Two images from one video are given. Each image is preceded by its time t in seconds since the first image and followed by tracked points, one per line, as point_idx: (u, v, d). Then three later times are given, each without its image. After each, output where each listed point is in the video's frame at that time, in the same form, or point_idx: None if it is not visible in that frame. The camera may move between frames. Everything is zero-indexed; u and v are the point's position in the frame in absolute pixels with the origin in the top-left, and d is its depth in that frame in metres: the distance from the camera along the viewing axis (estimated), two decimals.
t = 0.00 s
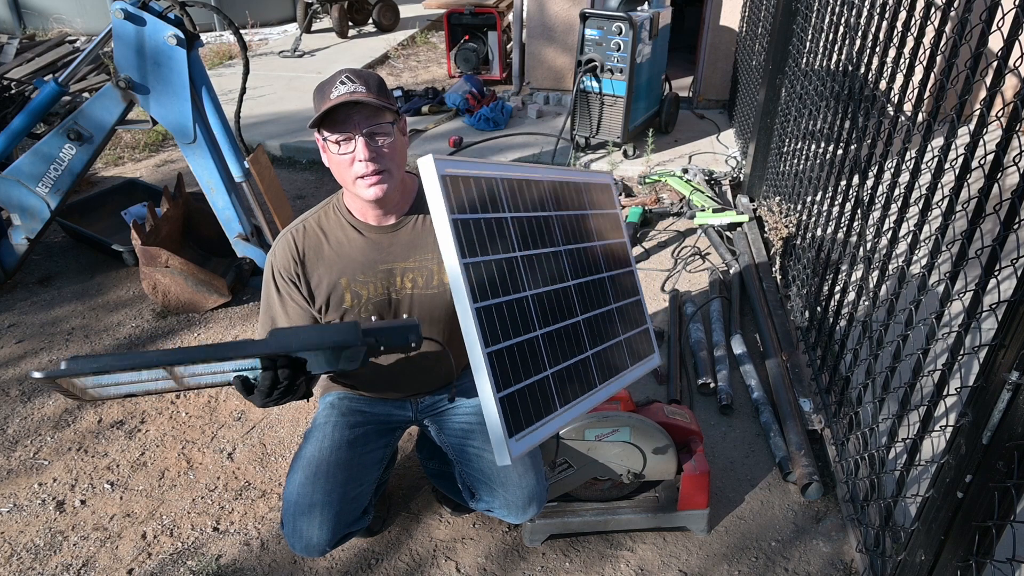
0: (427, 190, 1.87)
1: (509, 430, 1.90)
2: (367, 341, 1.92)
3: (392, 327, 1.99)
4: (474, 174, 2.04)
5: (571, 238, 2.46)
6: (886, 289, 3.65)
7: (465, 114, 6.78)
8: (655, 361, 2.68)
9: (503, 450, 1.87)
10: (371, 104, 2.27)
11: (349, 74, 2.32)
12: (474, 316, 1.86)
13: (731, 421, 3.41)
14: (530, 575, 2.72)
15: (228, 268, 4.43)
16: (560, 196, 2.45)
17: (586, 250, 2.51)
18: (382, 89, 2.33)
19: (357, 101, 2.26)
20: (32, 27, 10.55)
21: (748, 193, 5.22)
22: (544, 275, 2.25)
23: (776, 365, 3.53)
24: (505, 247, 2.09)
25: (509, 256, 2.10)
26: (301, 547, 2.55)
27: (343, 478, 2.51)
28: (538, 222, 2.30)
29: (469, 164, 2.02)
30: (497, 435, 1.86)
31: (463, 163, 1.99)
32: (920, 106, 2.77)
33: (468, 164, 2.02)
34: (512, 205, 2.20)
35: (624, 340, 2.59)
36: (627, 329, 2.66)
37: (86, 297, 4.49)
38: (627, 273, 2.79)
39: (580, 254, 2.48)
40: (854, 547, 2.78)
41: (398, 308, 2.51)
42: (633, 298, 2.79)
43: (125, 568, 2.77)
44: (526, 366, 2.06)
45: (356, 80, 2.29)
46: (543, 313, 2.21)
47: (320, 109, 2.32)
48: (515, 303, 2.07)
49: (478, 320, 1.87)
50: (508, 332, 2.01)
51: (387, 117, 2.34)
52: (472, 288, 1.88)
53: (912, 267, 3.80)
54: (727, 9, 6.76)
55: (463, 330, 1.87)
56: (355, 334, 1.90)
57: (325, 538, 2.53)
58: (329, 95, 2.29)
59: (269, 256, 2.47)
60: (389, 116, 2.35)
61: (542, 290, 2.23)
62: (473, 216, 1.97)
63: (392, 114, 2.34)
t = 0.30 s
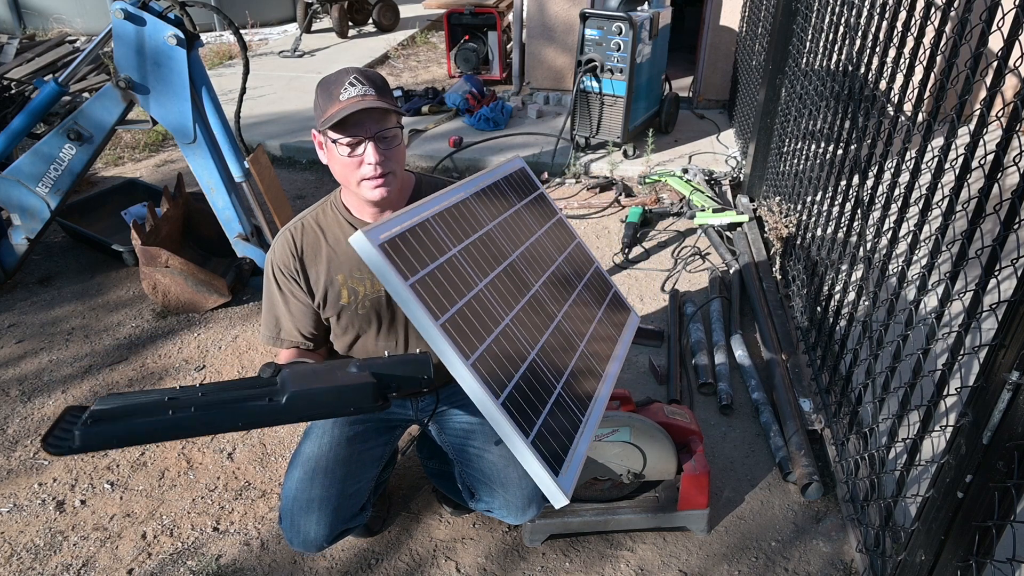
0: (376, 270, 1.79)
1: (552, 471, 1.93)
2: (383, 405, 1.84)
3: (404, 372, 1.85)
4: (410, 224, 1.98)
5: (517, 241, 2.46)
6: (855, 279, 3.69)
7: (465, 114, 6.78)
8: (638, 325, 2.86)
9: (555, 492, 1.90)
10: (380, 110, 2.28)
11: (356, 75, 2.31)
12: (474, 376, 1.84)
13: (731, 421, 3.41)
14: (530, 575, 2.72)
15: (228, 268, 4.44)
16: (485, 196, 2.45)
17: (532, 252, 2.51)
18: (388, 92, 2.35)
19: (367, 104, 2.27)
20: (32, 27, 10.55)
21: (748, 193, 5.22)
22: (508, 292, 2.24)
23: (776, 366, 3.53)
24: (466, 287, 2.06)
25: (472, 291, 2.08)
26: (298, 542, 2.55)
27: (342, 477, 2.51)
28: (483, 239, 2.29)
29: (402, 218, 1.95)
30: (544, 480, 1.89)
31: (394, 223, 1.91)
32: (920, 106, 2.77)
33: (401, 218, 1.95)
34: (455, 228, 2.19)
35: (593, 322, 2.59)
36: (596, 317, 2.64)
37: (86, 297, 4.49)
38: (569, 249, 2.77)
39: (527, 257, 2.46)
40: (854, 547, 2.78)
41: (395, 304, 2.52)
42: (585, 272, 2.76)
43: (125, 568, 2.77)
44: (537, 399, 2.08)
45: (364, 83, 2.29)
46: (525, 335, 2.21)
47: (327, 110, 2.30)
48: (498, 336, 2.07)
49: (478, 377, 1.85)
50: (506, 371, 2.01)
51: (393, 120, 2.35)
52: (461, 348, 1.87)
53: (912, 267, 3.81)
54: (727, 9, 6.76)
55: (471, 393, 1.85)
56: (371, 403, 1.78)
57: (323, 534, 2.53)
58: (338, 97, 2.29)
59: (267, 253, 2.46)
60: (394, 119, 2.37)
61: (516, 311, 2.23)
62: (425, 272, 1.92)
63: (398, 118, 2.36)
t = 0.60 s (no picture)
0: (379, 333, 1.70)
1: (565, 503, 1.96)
2: (390, 408, 1.80)
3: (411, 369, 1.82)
4: (402, 266, 1.88)
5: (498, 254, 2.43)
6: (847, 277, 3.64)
7: (465, 114, 6.78)
8: (608, 322, 2.91)
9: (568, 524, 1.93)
10: (375, 114, 2.28)
11: (351, 78, 2.31)
12: (483, 421, 1.82)
13: (731, 421, 3.41)
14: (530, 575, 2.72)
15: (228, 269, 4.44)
16: (467, 205, 2.39)
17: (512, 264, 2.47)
18: (383, 95, 2.35)
19: (362, 107, 2.27)
20: (32, 27, 10.55)
21: (748, 193, 5.21)
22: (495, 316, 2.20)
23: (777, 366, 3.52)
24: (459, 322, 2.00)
25: (466, 327, 2.03)
26: (300, 544, 2.57)
27: (342, 478, 2.51)
28: (470, 259, 2.23)
29: (393, 260, 1.86)
30: (558, 514, 1.91)
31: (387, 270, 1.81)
32: (920, 106, 2.77)
33: (393, 260, 1.86)
34: (446, 250, 2.13)
35: (569, 334, 2.57)
36: (569, 325, 2.62)
37: (86, 297, 4.49)
38: (538, 247, 2.76)
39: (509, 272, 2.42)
40: (854, 547, 2.78)
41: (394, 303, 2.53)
42: (555, 273, 2.74)
43: (125, 568, 2.77)
44: (540, 429, 2.07)
45: (359, 86, 2.29)
46: (518, 359, 2.19)
47: (323, 113, 2.30)
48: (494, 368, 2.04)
49: (487, 424, 1.84)
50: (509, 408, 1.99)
51: (388, 123, 2.35)
52: (466, 394, 1.83)
53: (912, 267, 3.81)
54: (727, 9, 6.76)
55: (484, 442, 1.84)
56: (376, 406, 1.77)
57: (325, 535, 2.54)
58: (333, 100, 2.29)
59: (266, 254, 2.46)
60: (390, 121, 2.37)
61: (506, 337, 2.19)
62: (422, 317, 1.85)
63: (393, 121, 2.35)
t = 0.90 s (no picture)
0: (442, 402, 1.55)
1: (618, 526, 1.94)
2: (359, 436, 1.75)
3: (386, 397, 1.76)
4: (443, 316, 1.73)
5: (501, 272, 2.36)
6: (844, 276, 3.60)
7: (465, 114, 6.78)
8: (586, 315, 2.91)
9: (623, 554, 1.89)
10: (374, 122, 2.27)
11: (352, 83, 2.31)
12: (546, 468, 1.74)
13: (731, 421, 3.41)
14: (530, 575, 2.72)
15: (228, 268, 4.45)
16: (466, 220, 2.30)
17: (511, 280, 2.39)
18: (384, 101, 2.33)
19: (361, 114, 2.26)
20: (32, 27, 10.55)
21: (748, 193, 5.21)
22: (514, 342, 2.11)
23: (777, 366, 3.52)
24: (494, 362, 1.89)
25: (500, 366, 1.92)
26: (301, 546, 2.57)
27: (342, 478, 2.51)
28: (484, 285, 2.14)
29: (430, 308, 1.71)
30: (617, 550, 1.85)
31: (429, 322, 1.66)
32: (920, 106, 2.77)
33: (430, 306, 1.72)
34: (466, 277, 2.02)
35: (566, 351, 2.50)
36: (563, 338, 2.55)
37: (86, 297, 4.49)
38: (520, 250, 2.70)
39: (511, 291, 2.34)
40: (854, 547, 2.78)
41: (391, 306, 2.52)
42: (538, 277, 2.69)
43: (125, 568, 2.77)
44: (578, 458, 2.03)
45: (359, 92, 2.28)
46: (541, 388, 2.11)
47: (323, 119, 2.30)
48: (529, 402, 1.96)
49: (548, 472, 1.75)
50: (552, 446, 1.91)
51: (389, 131, 2.33)
52: (525, 443, 1.74)
53: (913, 268, 3.84)
54: (727, 8, 6.76)
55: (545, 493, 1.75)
56: (344, 435, 1.71)
57: (324, 538, 2.54)
58: (333, 106, 2.29)
59: (264, 251, 2.47)
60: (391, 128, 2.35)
61: (527, 366, 2.10)
62: (469, 367, 1.72)
63: (394, 129, 2.33)
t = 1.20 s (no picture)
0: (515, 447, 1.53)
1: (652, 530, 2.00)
2: (340, 447, 1.77)
3: (369, 407, 1.79)
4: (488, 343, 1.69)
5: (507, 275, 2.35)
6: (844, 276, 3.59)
7: (465, 114, 6.78)
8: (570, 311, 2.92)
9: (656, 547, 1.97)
10: (373, 129, 2.25)
11: (352, 87, 2.30)
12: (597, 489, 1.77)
13: (730, 421, 3.41)
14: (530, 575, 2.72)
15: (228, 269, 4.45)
16: (471, 224, 2.29)
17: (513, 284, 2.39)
18: (385, 106, 2.32)
19: (361, 119, 2.26)
20: (32, 27, 10.55)
21: (748, 193, 5.21)
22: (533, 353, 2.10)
23: (777, 366, 3.53)
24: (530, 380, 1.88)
25: (533, 383, 1.91)
26: (299, 544, 2.55)
27: (342, 478, 2.51)
28: (501, 297, 2.12)
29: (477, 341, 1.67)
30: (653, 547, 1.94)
31: (483, 359, 1.62)
32: (920, 106, 2.77)
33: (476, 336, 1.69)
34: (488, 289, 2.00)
35: (564, 356, 2.49)
36: (556, 341, 2.54)
37: (86, 297, 4.49)
38: (506, 244, 2.68)
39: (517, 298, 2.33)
40: (854, 547, 2.78)
41: (391, 306, 2.53)
42: (528, 278, 2.70)
43: (125, 568, 2.77)
44: (606, 467, 2.07)
45: (360, 95, 2.28)
46: (562, 399, 2.12)
47: (323, 123, 2.31)
48: (559, 416, 1.97)
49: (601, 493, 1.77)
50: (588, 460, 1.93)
51: (389, 137, 2.32)
52: (573, 465, 1.75)
53: (913, 268, 3.84)
54: (727, 8, 6.76)
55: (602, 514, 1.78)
56: (326, 447, 1.73)
57: (323, 535, 2.53)
58: (333, 110, 2.29)
59: (265, 247, 2.46)
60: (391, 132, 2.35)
61: (548, 378, 2.10)
62: (520, 396, 1.70)
63: (394, 134, 2.31)
